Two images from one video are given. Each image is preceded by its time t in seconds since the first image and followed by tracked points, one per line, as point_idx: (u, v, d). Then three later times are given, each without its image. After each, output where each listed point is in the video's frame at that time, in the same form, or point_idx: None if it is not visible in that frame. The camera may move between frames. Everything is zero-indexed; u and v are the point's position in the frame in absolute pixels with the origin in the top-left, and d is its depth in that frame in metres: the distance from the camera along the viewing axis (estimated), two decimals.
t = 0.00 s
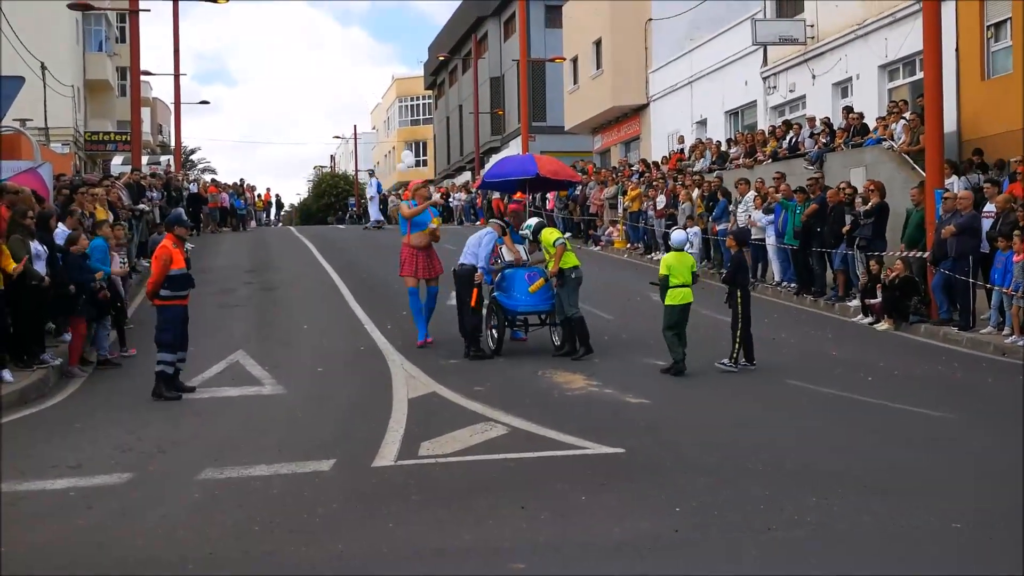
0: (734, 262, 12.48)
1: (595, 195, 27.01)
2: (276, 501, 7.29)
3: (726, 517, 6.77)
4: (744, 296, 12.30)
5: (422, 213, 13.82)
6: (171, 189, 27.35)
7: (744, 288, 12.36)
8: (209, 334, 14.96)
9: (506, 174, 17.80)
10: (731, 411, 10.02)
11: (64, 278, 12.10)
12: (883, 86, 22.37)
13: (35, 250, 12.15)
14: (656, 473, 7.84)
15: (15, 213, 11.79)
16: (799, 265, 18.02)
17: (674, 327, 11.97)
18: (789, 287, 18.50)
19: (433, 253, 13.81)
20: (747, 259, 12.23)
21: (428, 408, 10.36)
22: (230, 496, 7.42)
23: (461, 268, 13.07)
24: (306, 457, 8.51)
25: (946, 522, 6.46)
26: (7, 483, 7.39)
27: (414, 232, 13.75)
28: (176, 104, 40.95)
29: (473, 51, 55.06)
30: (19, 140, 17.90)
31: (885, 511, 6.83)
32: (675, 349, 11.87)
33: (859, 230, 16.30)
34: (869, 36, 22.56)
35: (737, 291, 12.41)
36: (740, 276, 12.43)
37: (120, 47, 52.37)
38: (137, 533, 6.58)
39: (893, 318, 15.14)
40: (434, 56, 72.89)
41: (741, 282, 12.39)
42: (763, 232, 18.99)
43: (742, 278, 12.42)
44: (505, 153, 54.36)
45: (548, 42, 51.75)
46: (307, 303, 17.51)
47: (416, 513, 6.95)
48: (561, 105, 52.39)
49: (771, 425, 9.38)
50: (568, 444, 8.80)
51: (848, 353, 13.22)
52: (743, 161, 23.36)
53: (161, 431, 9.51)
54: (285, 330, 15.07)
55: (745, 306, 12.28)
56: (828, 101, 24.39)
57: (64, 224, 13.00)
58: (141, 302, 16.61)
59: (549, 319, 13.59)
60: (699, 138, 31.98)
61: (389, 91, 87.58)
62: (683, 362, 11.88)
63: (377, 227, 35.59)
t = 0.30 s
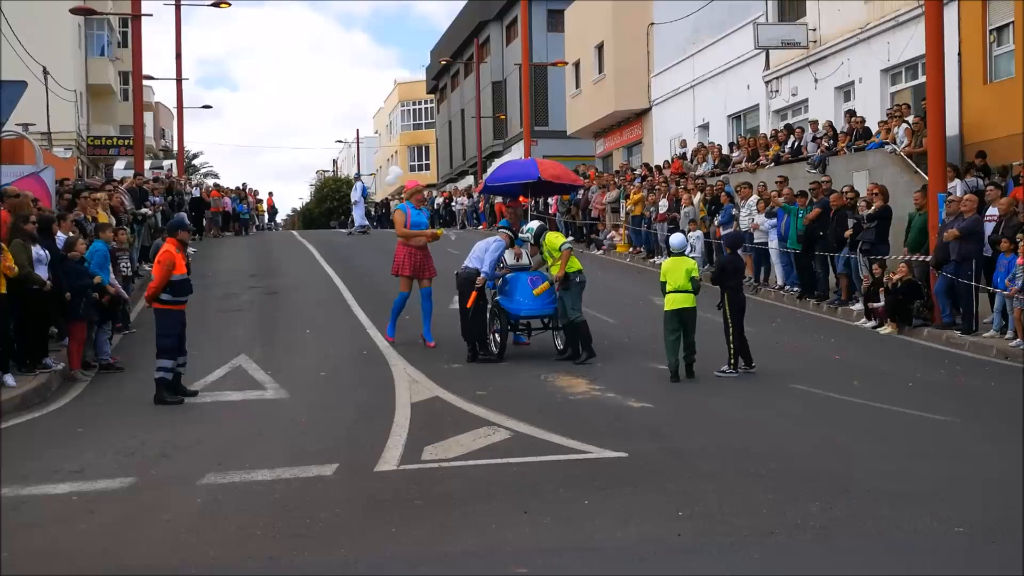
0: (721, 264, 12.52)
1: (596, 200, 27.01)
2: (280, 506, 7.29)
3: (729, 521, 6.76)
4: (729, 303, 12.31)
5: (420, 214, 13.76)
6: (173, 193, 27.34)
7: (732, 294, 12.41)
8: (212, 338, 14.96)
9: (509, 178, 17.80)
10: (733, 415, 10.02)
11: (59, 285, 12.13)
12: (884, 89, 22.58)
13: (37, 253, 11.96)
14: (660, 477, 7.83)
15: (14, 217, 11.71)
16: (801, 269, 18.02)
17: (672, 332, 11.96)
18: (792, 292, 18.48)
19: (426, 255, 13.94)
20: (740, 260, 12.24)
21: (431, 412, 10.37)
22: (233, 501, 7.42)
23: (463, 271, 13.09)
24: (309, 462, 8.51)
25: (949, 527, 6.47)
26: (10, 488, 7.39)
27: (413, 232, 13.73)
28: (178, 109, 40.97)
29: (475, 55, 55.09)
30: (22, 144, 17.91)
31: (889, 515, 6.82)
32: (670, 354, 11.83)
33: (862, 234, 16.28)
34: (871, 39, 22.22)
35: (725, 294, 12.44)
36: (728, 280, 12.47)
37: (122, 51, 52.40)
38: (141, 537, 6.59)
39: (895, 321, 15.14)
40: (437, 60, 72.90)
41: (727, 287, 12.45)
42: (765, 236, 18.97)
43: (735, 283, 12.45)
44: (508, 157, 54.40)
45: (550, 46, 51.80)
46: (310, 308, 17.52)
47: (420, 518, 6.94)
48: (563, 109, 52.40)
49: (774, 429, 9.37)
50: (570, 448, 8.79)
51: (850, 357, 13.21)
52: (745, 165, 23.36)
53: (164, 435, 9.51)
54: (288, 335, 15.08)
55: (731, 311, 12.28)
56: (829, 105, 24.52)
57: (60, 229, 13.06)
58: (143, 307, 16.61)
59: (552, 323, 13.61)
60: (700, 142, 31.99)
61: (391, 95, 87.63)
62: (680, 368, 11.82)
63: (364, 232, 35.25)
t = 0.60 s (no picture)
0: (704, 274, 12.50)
1: (592, 208, 27.04)
2: (276, 514, 7.27)
3: (726, 529, 6.75)
4: (719, 311, 12.32)
5: (402, 227, 13.76)
6: (169, 202, 27.33)
7: (721, 302, 12.39)
8: (208, 347, 14.92)
9: (505, 187, 17.82)
10: (729, 423, 10.01)
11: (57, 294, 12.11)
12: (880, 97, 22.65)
13: (32, 262, 12.10)
14: (657, 486, 7.81)
15: (11, 226, 11.79)
16: (797, 278, 18.04)
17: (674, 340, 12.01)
18: (787, 300, 18.47)
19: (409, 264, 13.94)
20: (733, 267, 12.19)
21: (427, 420, 10.35)
22: (230, 510, 7.40)
23: (462, 281, 13.07)
24: (306, 470, 8.50)
25: (944, 533, 6.49)
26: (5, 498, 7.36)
27: (394, 246, 13.74)
28: (175, 118, 40.98)
29: (471, 63, 55.18)
30: (18, 153, 17.92)
31: (885, 523, 6.82)
32: (670, 362, 11.87)
33: (857, 242, 16.32)
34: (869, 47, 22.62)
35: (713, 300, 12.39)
36: (718, 289, 12.42)
37: (118, 60, 52.44)
38: (137, 546, 6.57)
39: (891, 329, 15.17)
40: (433, 68, 73.02)
41: (715, 296, 12.39)
42: (761, 243, 18.98)
43: (728, 291, 12.41)
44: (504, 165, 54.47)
45: (546, 54, 51.91)
46: (306, 316, 17.51)
47: (416, 526, 6.92)
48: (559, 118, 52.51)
49: (770, 437, 9.37)
50: (567, 456, 8.79)
51: (846, 365, 13.22)
52: (741, 174, 23.39)
53: (160, 444, 9.49)
54: (285, 343, 15.06)
55: (714, 317, 12.39)
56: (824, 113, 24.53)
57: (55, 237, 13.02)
58: (139, 316, 16.59)
59: (547, 331, 13.62)
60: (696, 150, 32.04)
61: (387, 103, 87.70)
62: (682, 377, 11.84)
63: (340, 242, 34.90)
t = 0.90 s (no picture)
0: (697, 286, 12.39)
1: (578, 217, 27.05)
2: (261, 524, 7.24)
3: (714, 538, 6.75)
4: (706, 320, 12.33)
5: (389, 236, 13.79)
6: (154, 211, 27.21)
7: (708, 311, 12.40)
8: (194, 357, 14.85)
9: (492, 196, 17.81)
10: (716, 432, 10.01)
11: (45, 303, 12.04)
12: (865, 107, 22.80)
13: (16, 272, 12.12)
14: (644, 494, 7.81)
15: None
16: (783, 287, 18.07)
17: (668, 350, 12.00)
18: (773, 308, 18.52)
19: (388, 273, 13.92)
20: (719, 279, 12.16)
21: (413, 430, 10.32)
22: (216, 519, 7.35)
23: (453, 289, 12.99)
24: (292, 480, 8.45)
25: (931, 542, 6.51)
26: None
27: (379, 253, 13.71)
28: (161, 127, 40.83)
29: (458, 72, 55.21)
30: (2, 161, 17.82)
31: (870, 531, 6.82)
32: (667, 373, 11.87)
33: (843, 251, 16.37)
34: (851, 58, 22.44)
35: (698, 311, 12.36)
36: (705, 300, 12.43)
37: (104, 69, 52.24)
38: (122, 556, 6.51)
39: (876, 337, 15.22)
40: (419, 77, 73.04)
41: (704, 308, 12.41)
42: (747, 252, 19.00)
43: (714, 300, 12.42)
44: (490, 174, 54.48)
45: (532, 64, 52.02)
46: (292, 325, 17.45)
47: (403, 536, 6.89)
48: (546, 126, 52.58)
49: (757, 446, 9.37)
50: (554, 465, 8.77)
51: (832, 374, 13.24)
52: (726, 183, 23.44)
53: (146, 454, 9.42)
54: (271, 353, 15.00)
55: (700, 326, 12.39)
56: (811, 123, 24.61)
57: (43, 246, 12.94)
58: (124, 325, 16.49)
59: (534, 340, 13.62)
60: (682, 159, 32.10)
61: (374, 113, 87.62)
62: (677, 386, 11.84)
63: (307, 253, 33.62)
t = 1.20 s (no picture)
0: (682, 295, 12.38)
1: (564, 226, 27.07)
2: (246, 533, 7.19)
3: (700, 548, 6.73)
4: (692, 331, 12.35)
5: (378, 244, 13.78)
6: (139, 220, 27.08)
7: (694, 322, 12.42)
8: (179, 366, 14.76)
9: (478, 205, 17.79)
10: (702, 442, 10.00)
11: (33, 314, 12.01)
12: (850, 118, 22.58)
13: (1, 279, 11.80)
14: (630, 504, 7.79)
15: None
16: (769, 296, 18.12)
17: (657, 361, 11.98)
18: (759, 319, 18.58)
19: (374, 283, 13.89)
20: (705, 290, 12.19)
21: (399, 440, 10.27)
22: (202, 529, 7.30)
23: (438, 299, 12.98)
24: (278, 490, 8.41)
25: (916, 553, 6.54)
26: None
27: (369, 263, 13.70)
28: (146, 135, 40.65)
29: (444, 82, 55.25)
30: None
31: (857, 541, 6.82)
32: (662, 383, 11.89)
33: (828, 261, 16.47)
34: (836, 70, 22.83)
35: (683, 321, 12.35)
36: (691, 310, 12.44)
37: (89, 77, 52.04)
38: (105, 566, 6.45)
39: (861, 348, 15.26)
40: (406, 87, 73.06)
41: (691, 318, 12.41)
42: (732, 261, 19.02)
43: (700, 311, 12.42)
44: (477, 184, 54.49)
45: (519, 74, 52.13)
46: (278, 335, 17.37)
47: (389, 546, 6.85)
48: (532, 137, 52.65)
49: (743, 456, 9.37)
50: (540, 475, 8.75)
51: (817, 384, 13.27)
52: (712, 193, 23.50)
53: (131, 463, 9.35)
54: (257, 362, 14.93)
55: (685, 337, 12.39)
56: (795, 133, 24.67)
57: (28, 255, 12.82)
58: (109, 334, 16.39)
59: (521, 350, 13.61)
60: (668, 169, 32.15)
61: (359, 122, 87.58)
62: (671, 395, 11.86)
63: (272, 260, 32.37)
